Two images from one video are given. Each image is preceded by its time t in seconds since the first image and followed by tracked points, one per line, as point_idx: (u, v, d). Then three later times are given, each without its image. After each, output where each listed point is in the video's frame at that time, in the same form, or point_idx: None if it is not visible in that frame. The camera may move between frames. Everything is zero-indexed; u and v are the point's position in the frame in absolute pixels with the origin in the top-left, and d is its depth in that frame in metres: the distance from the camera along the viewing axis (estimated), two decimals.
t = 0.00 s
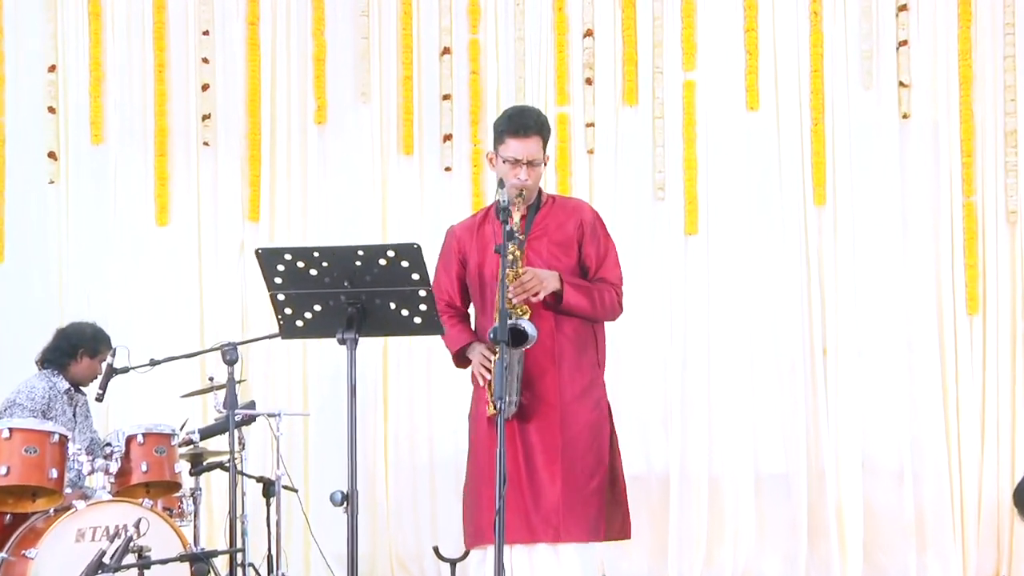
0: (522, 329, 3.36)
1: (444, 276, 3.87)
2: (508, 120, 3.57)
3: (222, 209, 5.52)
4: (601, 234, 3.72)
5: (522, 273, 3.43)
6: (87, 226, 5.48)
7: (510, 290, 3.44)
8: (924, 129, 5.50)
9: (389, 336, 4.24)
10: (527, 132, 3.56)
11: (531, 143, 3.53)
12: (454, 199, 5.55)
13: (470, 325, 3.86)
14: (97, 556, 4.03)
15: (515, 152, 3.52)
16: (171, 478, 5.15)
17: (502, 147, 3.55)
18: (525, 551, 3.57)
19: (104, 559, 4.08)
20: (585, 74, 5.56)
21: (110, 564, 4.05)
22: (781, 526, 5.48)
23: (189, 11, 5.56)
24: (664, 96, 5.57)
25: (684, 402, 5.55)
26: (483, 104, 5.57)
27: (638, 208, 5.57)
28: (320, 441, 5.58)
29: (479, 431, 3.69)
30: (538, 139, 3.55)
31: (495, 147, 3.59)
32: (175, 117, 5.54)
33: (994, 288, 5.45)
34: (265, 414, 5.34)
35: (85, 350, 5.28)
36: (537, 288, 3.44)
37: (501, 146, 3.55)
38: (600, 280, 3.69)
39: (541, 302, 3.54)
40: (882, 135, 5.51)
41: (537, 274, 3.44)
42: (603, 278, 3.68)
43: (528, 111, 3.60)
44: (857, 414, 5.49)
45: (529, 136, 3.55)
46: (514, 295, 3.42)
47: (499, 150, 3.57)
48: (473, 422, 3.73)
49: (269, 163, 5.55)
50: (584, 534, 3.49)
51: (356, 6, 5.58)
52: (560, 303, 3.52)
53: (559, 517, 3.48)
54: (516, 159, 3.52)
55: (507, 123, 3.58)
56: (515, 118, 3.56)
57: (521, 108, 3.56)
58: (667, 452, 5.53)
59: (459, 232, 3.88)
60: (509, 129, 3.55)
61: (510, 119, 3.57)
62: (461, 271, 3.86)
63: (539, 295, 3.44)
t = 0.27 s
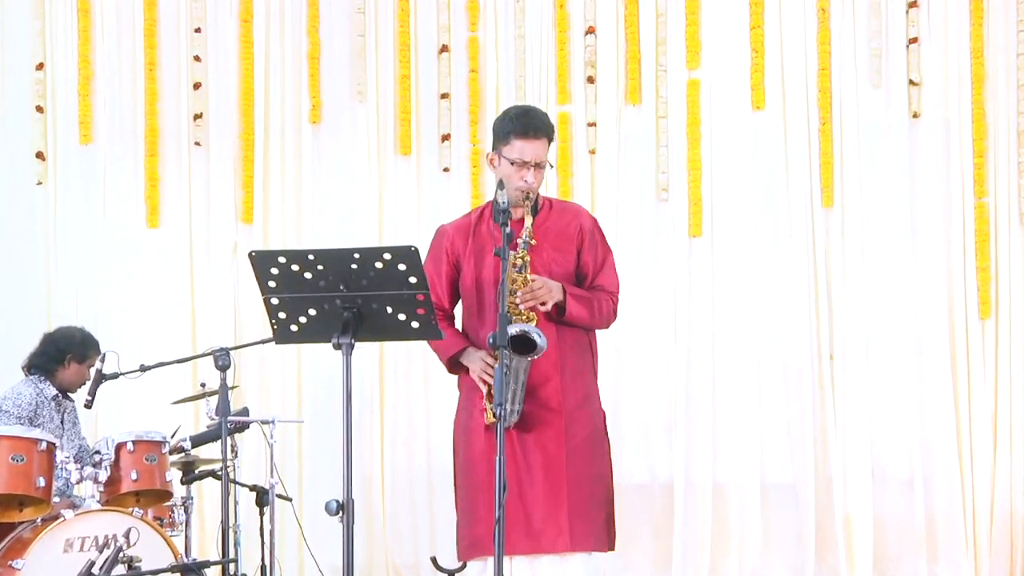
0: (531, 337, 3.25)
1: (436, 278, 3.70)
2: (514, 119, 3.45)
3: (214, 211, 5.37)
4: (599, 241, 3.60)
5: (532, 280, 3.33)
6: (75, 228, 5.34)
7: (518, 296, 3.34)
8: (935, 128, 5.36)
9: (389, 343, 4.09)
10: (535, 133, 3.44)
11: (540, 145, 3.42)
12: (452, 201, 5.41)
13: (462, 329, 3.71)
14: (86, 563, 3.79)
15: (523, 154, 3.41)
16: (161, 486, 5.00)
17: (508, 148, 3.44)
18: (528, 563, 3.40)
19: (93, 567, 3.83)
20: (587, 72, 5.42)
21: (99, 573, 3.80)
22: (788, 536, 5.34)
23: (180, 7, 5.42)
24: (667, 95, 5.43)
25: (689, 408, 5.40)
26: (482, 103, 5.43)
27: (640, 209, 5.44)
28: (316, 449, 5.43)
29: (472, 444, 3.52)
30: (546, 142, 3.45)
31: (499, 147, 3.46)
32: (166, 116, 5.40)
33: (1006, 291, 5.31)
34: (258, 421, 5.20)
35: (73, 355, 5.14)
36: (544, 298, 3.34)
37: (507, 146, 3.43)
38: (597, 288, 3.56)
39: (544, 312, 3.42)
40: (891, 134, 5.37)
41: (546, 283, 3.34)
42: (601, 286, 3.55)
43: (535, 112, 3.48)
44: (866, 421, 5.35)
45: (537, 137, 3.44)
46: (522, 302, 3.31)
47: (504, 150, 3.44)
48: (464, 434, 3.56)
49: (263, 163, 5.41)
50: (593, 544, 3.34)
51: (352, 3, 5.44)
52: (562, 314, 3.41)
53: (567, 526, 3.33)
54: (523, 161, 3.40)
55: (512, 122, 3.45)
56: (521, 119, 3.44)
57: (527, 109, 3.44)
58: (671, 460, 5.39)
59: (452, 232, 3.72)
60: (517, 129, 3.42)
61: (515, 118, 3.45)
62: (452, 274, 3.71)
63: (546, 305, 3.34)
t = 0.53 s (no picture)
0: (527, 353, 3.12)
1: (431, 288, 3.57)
2: (502, 128, 3.31)
3: (205, 211, 5.22)
4: (598, 243, 3.45)
5: (527, 294, 3.18)
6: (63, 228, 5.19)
7: (514, 313, 3.19)
8: (947, 125, 5.22)
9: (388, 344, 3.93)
10: (524, 141, 3.29)
11: (531, 153, 3.27)
12: (450, 200, 5.26)
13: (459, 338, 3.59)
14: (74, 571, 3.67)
15: (513, 163, 3.26)
16: (151, 495, 4.85)
17: (497, 158, 3.29)
18: None
19: None
20: (589, 68, 5.28)
21: None
22: (796, 546, 5.18)
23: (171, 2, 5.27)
24: (672, 91, 5.28)
25: (694, 414, 5.25)
26: (481, 100, 5.28)
27: (644, 209, 5.28)
28: (309, 456, 5.28)
29: (471, 457, 3.40)
30: (538, 148, 3.30)
31: (489, 157, 3.32)
32: (155, 113, 5.25)
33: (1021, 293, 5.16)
34: (251, 428, 5.04)
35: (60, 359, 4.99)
36: (541, 311, 3.19)
37: (497, 156, 3.29)
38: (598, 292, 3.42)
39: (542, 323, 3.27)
40: (901, 132, 5.23)
41: (542, 296, 3.19)
42: (602, 289, 3.40)
43: (524, 118, 3.34)
44: (876, 427, 5.20)
45: (528, 146, 3.29)
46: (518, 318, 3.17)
47: (493, 161, 3.30)
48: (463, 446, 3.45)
49: (255, 161, 5.25)
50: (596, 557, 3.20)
51: None
52: (562, 324, 3.26)
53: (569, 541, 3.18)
54: (514, 169, 3.25)
55: (500, 131, 3.31)
56: (510, 125, 3.31)
57: (516, 114, 3.31)
58: (676, 468, 5.23)
59: (445, 239, 3.58)
60: (505, 138, 3.28)
61: (503, 127, 3.31)
62: (447, 284, 3.57)
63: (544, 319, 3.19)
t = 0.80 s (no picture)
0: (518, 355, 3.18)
1: (436, 298, 3.60)
2: (481, 130, 3.41)
3: (196, 212, 5.08)
4: (598, 242, 3.48)
5: (511, 292, 3.22)
6: (50, 230, 5.05)
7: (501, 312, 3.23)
8: (960, 123, 5.07)
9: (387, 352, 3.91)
10: (500, 139, 3.37)
11: (506, 150, 3.34)
12: (448, 201, 5.11)
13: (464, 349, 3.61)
14: None
15: (491, 163, 3.34)
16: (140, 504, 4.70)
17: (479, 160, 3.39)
18: None
19: None
20: (591, 66, 5.14)
21: None
22: (804, 556, 5.04)
23: None
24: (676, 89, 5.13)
25: (699, 421, 5.10)
26: (480, 98, 5.14)
27: (648, 210, 5.14)
28: (303, 464, 5.13)
29: (472, 460, 3.47)
30: (513, 145, 3.37)
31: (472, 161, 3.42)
32: (145, 111, 5.10)
33: None
34: (244, 435, 4.89)
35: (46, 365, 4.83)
36: (528, 309, 3.23)
37: (477, 158, 3.38)
38: (600, 291, 3.46)
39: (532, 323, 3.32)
40: (912, 131, 5.09)
41: (527, 293, 3.23)
42: (603, 289, 3.46)
43: (500, 117, 3.42)
44: (887, 434, 5.05)
45: (504, 144, 3.37)
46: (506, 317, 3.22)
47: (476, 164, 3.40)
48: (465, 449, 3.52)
49: (248, 161, 5.11)
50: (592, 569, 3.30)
51: None
52: (554, 324, 3.30)
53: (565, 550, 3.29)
54: (491, 169, 3.33)
55: (480, 134, 3.41)
56: (488, 128, 3.39)
57: (494, 115, 3.39)
58: (680, 476, 5.08)
59: (447, 247, 3.61)
60: (482, 139, 3.38)
61: (482, 129, 3.40)
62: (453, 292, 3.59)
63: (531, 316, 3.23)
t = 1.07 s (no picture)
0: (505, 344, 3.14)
1: (448, 298, 3.59)
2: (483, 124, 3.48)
3: (187, 212, 4.94)
4: (603, 240, 3.48)
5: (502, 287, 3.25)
6: (37, 230, 4.92)
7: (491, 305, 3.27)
8: (971, 121, 4.94)
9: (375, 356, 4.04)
10: (498, 133, 3.44)
11: (503, 144, 3.40)
12: (446, 201, 4.98)
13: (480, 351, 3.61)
14: None
15: (489, 157, 3.42)
16: (130, 512, 4.57)
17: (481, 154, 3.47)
18: None
19: None
20: (592, 62, 5.00)
21: None
22: (812, 566, 4.89)
23: None
24: (680, 86, 5.00)
25: (704, 427, 4.96)
26: (478, 95, 5.01)
27: (651, 210, 5.01)
28: (297, 472, 4.99)
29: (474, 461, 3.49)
30: (512, 138, 3.42)
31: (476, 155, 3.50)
32: (135, 109, 4.97)
33: None
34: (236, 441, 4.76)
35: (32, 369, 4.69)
36: (518, 303, 3.26)
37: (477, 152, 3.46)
38: (605, 291, 3.45)
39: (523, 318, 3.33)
40: (924, 129, 4.94)
41: (518, 288, 3.26)
42: (607, 289, 3.45)
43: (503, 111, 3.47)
44: (898, 440, 4.91)
45: (503, 137, 3.43)
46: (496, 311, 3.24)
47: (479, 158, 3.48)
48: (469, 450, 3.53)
49: (240, 160, 4.97)
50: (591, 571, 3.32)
51: None
52: (549, 320, 3.32)
53: (562, 551, 3.34)
54: (488, 163, 3.41)
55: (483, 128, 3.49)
56: (489, 123, 3.46)
57: (495, 110, 3.44)
58: (685, 483, 4.95)
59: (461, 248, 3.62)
60: (482, 134, 3.45)
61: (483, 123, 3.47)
62: (465, 292, 3.57)
63: (521, 310, 3.25)
